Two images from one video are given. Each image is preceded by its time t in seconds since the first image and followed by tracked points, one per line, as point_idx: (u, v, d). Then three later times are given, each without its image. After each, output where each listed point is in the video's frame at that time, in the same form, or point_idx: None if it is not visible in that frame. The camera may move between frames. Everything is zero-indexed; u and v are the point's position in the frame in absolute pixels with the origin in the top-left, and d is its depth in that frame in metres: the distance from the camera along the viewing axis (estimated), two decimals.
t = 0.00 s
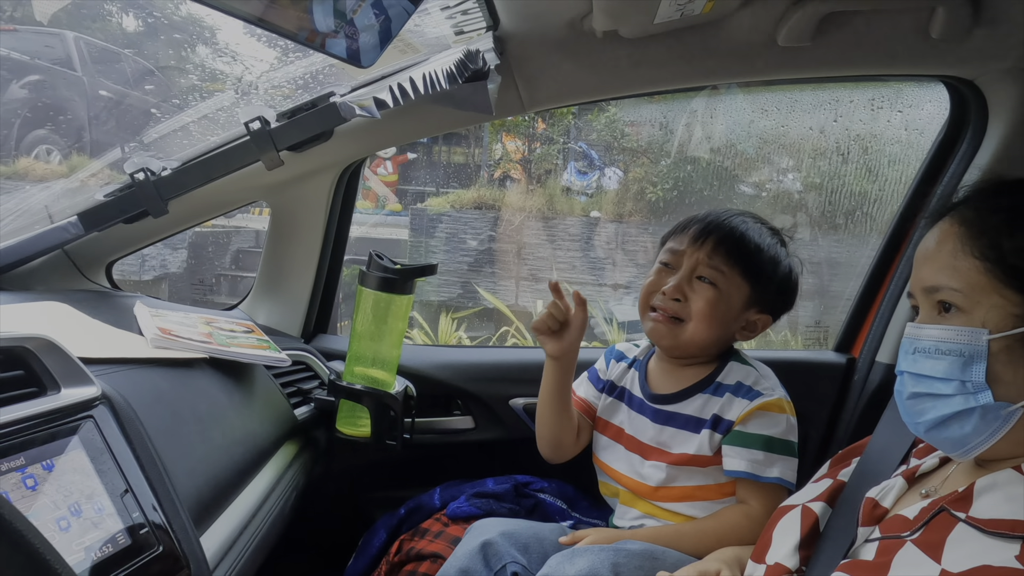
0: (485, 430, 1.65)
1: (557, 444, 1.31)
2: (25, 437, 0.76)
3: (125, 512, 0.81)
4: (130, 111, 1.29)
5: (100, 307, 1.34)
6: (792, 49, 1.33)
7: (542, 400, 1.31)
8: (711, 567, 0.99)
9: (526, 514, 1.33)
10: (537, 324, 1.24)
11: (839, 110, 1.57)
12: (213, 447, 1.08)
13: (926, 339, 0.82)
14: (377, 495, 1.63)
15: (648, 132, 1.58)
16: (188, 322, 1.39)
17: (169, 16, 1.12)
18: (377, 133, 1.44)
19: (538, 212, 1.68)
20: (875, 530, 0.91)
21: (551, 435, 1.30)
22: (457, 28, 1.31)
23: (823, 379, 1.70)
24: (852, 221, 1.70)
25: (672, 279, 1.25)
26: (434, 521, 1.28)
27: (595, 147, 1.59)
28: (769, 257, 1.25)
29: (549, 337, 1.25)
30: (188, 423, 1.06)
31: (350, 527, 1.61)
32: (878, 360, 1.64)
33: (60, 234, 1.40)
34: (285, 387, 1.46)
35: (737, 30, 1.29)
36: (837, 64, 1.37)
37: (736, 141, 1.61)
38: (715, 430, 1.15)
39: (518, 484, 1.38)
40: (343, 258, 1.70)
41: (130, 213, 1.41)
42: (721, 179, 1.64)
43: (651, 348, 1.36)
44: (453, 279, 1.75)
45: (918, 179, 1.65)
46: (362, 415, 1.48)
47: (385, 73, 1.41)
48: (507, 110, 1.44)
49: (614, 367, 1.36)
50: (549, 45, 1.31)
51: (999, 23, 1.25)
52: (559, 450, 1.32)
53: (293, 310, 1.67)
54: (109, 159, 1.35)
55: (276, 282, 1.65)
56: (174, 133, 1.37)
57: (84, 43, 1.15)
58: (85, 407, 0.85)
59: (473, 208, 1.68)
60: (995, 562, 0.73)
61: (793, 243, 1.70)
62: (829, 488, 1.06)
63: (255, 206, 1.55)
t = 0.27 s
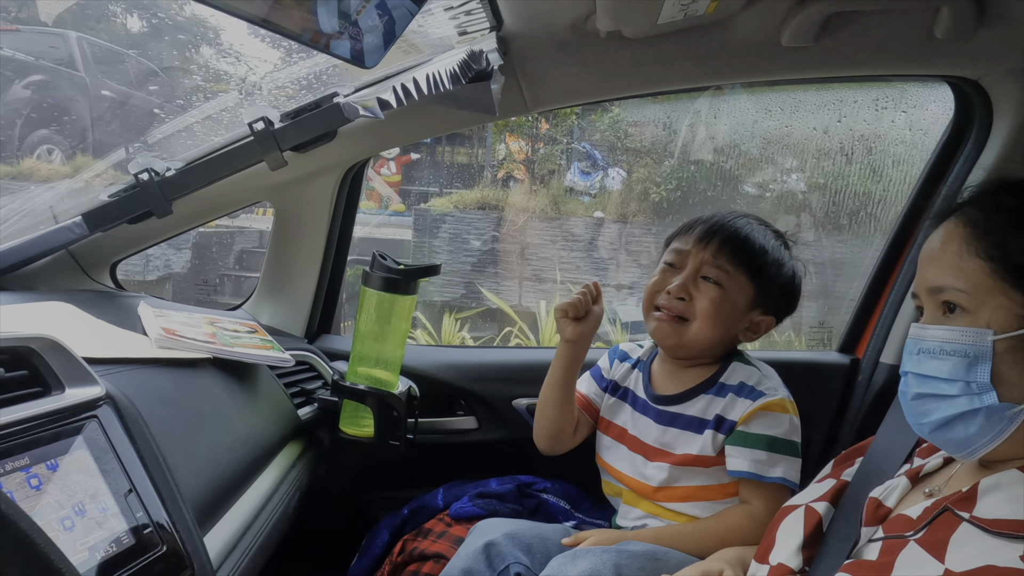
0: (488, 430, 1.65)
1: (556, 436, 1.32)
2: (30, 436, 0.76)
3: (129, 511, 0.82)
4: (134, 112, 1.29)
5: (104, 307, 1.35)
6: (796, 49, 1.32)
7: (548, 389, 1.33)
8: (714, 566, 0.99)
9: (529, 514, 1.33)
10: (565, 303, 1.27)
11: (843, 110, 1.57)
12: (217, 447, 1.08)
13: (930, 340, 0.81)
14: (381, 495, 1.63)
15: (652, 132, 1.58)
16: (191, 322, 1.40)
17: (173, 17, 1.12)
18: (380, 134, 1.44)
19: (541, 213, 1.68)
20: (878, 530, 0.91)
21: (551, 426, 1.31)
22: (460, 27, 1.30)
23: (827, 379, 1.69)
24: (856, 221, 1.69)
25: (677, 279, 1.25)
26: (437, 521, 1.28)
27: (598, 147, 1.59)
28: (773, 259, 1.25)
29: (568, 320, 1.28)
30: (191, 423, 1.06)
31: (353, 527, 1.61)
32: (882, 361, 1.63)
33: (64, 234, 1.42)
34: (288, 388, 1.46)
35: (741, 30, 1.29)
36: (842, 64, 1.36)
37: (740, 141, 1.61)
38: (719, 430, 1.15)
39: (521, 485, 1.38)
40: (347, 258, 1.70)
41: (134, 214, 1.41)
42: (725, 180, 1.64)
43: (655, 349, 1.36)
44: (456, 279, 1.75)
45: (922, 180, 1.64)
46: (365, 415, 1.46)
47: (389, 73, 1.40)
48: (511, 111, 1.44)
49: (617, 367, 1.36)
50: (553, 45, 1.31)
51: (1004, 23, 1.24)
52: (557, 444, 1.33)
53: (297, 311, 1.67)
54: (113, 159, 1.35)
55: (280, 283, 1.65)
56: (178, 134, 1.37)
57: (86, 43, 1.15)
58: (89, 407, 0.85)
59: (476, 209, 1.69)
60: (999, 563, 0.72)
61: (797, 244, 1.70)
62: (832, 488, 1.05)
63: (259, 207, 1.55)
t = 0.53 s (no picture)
0: (492, 429, 1.65)
1: (567, 449, 1.31)
2: (34, 435, 0.76)
3: (132, 509, 0.82)
4: (138, 111, 1.29)
5: (108, 306, 1.35)
6: (800, 48, 1.32)
7: (554, 403, 1.32)
8: (717, 565, 0.99)
9: (533, 513, 1.33)
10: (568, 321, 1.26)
11: (847, 110, 1.57)
12: (220, 446, 1.08)
13: (935, 340, 0.81)
14: (384, 494, 1.63)
15: (655, 131, 1.58)
16: (195, 321, 1.40)
17: (177, 16, 1.12)
18: (384, 133, 1.44)
19: (544, 212, 1.68)
20: (882, 529, 0.91)
21: (562, 440, 1.30)
22: (464, 26, 1.29)
23: (831, 379, 1.69)
24: (860, 221, 1.69)
25: (693, 286, 1.24)
26: (440, 520, 1.28)
27: (601, 146, 1.59)
28: (785, 264, 1.26)
29: (572, 339, 1.26)
30: (195, 422, 1.06)
31: (357, 526, 1.61)
32: (887, 361, 1.63)
33: (68, 233, 1.42)
34: (292, 387, 1.46)
35: (745, 29, 1.28)
36: (846, 63, 1.36)
37: (744, 140, 1.61)
38: (727, 431, 1.15)
39: (524, 484, 1.38)
40: (350, 258, 1.70)
41: (137, 213, 1.41)
42: (728, 179, 1.64)
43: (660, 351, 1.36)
44: (459, 278, 1.75)
45: (927, 179, 1.64)
46: (368, 415, 1.47)
47: (393, 72, 1.40)
48: (514, 110, 1.44)
49: (623, 369, 1.36)
50: (556, 44, 1.31)
51: (1009, 21, 1.24)
52: (567, 457, 1.32)
53: (300, 310, 1.67)
54: (117, 158, 1.35)
55: (284, 282, 1.66)
56: (182, 133, 1.37)
57: (89, 42, 1.15)
58: (93, 406, 0.85)
59: (479, 208, 1.68)
60: (1004, 562, 0.72)
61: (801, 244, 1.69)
62: (837, 487, 1.05)
63: (262, 206, 1.55)
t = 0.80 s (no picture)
0: (494, 429, 1.65)
1: (574, 458, 1.32)
2: (40, 433, 0.76)
3: (137, 508, 0.82)
4: (143, 111, 1.29)
5: (113, 306, 1.35)
6: (804, 48, 1.32)
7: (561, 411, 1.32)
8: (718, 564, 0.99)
9: (536, 513, 1.33)
10: (572, 330, 1.25)
11: (851, 110, 1.57)
12: (225, 445, 1.09)
13: (937, 338, 0.81)
14: (387, 493, 1.63)
15: (659, 131, 1.58)
16: (200, 320, 1.40)
17: (181, 16, 1.12)
18: (388, 132, 1.44)
19: (548, 212, 1.68)
20: (886, 529, 0.90)
21: (569, 448, 1.31)
22: (468, 27, 1.31)
23: (835, 379, 1.69)
24: (864, 221, 1.69)
25: (704, 286, 1.24)
26: (443, 520, 1.28)
27: (605, 146, 1.59)
28: (792, 268, 1.27)
29: (577, 348, 1.26)
30: (199, 421, 1.06)
31: (360, 525, 1.62)
32: (890, 361, 1.63)
33: (73, 233, 1.42)
34: (297, 386, 1.46)
35: (749, 29, 1.28)
36: (851, 64, 1.36)
37: (747, 141, 1.61)
38: (732, 431, 1.15)
39: (527, 484, 1.38)
40: (354, 257, 1.70)
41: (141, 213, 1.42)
42: (731, 179, 1.64)
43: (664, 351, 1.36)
44: (462, 278, 1.76)
45: (931, 179, 1.63)
46: (372, 414, 1.48)
47: (397, 72, 1.41)
48: (518, 110, 1.44)
49: (625, 371, 1.36)
50: (560, 44, 1.31)
51: (1014, 21, 1.24)
52: (574, 466, 1.33)
53: (303, 309, 1.68)
54: (122, 158, 1.36)
55: (287, 281, 1.66)
56: (187, 132, 1.37)
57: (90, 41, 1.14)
58: (98, 405, 0.85)
59: (482, 208, 1.69)
60: (1008, 563, 0.72)
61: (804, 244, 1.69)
62: (839, 487, 1.05)
63: (266, 206, 1.55)
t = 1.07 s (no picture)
0: (496, 427, 1.65)
1: (585, 465, 1.38)
2: (41, 431, 0.76)
3: (138, 505, 0.82)
4: (145, 108, 1.29)
5: (115, 304, 1.35)
6: (808, 46, 1.31)
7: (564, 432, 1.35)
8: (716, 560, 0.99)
9: (537, 511, 1.33)
10: (557, 368, 1.16)
11: (854, 108, 1.56)
12: (227, 443, 1.09)
13: (932, 336, 0.81)
14: (389, 491, 1.63)
15: (661, 130, 1.58)
16: (201, 318, 1.40)
17: (184, 14, 1.13)
18: (390, 130, 1.44)
19: (550, 211, 1.68)
20: (886, 528, 0.90)
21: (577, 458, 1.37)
22: (470, 24, 1.30)
23: (837, 379, 1.69)
24: (866, 220, 1.68)
25: (714, 283, 1.24)
26: (444, 518, 1.28)
27: (607, 145, 1.59)
28: (796, 268, 1.28)
29: (567, 382, 1.20)
30: (201, 418, 1.06)
31: (362, 523, 1.62)
32: (893, 360, 1.62)
33: (75, 231, 1.42)
34: (299, 384, 1.46)
35: (752, 27, 1.28)
36: (854, 62, 1.35)
37: (749, 139, 1.60)
38: (738, 430, 1.15)
39: (528, 482, 1.38)
40: (356, 255, 1.70)
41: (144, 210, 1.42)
42: (734, 178, 1.64)
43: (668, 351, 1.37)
44: (464, 277, 1.75)
45: (933, 178, 1.63)
46: (374, 412, 1.49)
47: (399, 71, 1.42)
48: (520, 108, 1.44)
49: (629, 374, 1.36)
50: (562, 42, 1.31)
51: (1017, 19, 1.23)
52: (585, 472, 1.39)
53: (305, 308, 1.68)
54: (124, 156, 1.36)
55: (290, 280, 1.66)
56: (189, 130, 1.37)
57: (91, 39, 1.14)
58: (100, 403, 0.85)
59: (485, 207, 1.68)
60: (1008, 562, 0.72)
61: (807, 243, 1.69)
62: (842, 486, 1.05)
63: (268, 203, 1.55)
